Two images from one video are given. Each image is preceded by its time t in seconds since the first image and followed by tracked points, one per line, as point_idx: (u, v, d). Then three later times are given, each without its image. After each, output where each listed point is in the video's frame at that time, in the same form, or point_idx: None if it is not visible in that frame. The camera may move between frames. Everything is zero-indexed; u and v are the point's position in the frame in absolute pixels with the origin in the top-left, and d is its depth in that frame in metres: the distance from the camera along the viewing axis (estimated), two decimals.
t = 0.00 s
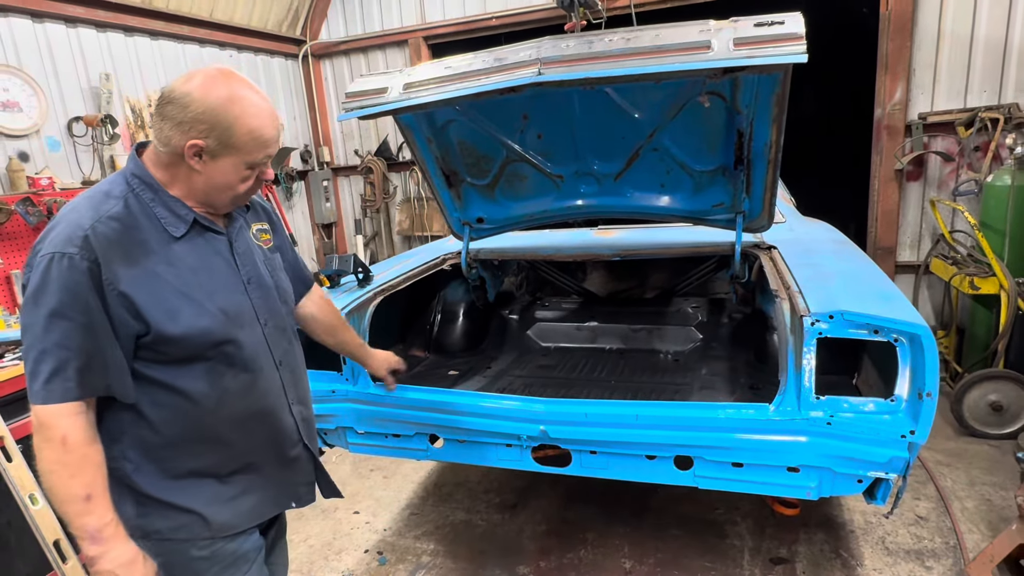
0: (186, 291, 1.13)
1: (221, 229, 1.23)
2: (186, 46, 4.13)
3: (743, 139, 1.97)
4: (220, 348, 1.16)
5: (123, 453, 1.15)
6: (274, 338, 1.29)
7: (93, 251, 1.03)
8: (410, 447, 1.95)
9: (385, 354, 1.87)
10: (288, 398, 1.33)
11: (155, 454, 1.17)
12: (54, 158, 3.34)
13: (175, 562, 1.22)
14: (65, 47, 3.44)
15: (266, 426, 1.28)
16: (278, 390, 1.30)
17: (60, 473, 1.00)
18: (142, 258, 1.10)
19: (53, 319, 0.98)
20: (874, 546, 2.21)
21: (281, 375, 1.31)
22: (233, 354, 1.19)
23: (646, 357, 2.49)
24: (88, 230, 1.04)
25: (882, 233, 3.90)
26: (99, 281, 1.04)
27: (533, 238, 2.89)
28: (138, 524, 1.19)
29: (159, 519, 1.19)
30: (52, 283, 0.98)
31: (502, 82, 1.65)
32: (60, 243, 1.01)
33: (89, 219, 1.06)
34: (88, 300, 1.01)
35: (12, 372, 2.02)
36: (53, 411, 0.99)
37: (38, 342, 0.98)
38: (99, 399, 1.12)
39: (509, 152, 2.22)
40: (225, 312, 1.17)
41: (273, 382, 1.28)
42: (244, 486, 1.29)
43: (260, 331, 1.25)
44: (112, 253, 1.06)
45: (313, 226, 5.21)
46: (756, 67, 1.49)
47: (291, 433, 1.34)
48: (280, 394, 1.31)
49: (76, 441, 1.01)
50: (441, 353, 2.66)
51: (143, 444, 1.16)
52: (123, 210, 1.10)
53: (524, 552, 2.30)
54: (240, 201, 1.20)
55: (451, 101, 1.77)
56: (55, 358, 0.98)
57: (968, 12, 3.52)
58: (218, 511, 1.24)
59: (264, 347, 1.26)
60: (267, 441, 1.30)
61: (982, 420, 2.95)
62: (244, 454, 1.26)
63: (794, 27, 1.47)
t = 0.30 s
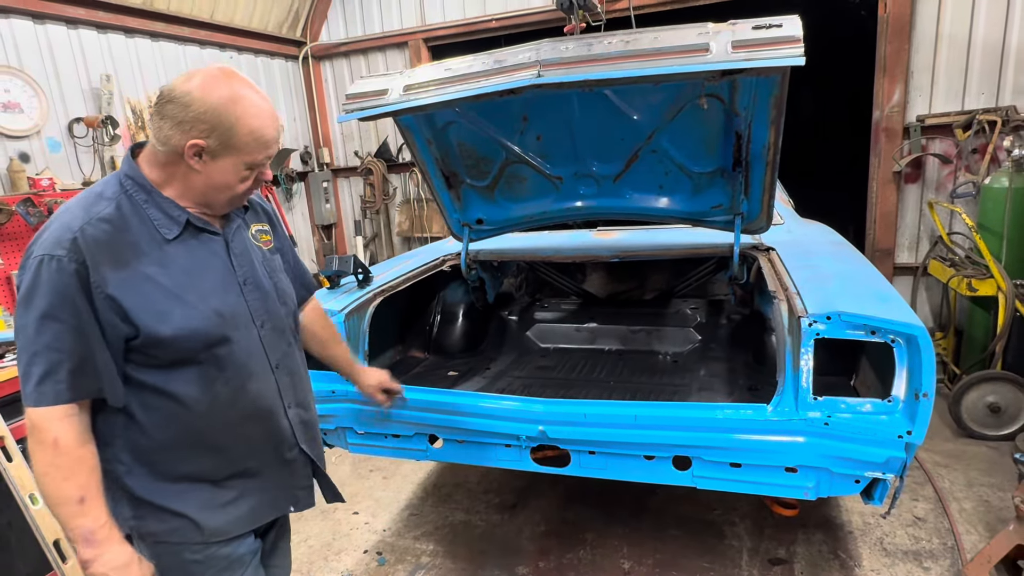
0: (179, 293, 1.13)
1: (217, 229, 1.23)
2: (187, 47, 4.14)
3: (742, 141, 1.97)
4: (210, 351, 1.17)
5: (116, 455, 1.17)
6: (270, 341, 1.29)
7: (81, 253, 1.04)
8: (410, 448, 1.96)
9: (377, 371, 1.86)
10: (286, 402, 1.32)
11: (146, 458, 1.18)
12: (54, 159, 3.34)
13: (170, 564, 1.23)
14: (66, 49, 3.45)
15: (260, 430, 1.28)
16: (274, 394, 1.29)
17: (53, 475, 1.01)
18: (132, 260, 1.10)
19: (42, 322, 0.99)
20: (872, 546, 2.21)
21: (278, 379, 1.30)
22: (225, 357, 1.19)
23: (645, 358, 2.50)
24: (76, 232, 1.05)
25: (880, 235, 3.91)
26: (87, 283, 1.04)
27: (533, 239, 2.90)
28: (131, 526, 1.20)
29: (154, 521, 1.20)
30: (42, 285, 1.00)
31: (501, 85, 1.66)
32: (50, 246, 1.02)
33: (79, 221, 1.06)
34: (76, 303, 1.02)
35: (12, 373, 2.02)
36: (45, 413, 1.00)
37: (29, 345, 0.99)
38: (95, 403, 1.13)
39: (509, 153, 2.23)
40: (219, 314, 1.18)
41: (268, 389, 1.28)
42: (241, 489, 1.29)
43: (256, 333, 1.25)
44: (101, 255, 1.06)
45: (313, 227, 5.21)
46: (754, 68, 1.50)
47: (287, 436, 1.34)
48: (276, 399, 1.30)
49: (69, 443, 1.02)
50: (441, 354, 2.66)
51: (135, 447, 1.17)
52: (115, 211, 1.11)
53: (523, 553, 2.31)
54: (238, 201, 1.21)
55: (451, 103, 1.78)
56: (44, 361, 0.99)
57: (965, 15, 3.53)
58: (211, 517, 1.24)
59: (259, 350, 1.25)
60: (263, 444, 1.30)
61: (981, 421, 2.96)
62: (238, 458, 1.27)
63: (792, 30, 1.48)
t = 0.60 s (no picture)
0: (183, 296, 1.14)
1: (220, 232, 1.24)
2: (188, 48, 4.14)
3: (741, 141, 1.98)
4: (214, 353, 1.18)
5: (114, 455, 1.17)
6: (271, 342, 1.30)
7: (86, 257, 1.03)
8: (409, 446, 1.96)
9: (348, 383, 1.85)
10: (286, 404, 1.34)
11: (145, 458, 1.18)
12: (56, 158, 3.35)
13: (169, 563, 1.24)
14: (68, 49, 3.46)
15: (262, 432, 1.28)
16: (275, 395, 1.30)
17: (44, 480, 1.00)
18: (136, 264, 1.10)
19: (45, 326, 0.99)
20: (871, 546, 2.22)
21: (279, 379, 1.32)
22: (228, 359, 1.20)
23: (644, 358, 2.50)
24: (81, 236, 1.04)
25: (880, 236, 3.92)
26: (92, 287, 1.04)
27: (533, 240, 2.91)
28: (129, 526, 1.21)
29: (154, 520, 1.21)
30: (44, 289, 0.99)
31: (501, 85, 1.67)
32: (54, 248, 1.01)
33: (83, 224, 1.06)
34: (80, 307, 1.01)
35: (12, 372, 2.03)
36: (41, 417, 1.00)
37: (29, 347, 0.99)
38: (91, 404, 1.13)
39: (509, 154, 2.24)
40: (223, 317, 1.18)
41: (269, 388, 1.29)
42: (241, 489, 1.30)
43: (258, 335, 1.26)
44: (107, 259, 1.06)
45: (313, 227, 5.22)
46: (753, 69, 1.51)
47: (288, 437, 1.34)
48: (276, 400, 1.31)
49: (63, 447, 1.02)
50: (441, 354, 2.67)
51: (134, 448, 1.17)
52: (119, 215, 1.10)
53: (522, 552, 2.31)
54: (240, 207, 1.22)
55: (451, 103, 1.78)
56: (45, 365, 0.99)
57: (965, 16, 3.54)
58: (211, 516, 1.25)
59: (261, 351, 1.27)
60: (264, 445, 1.30)
61: (979, 421, 2.96)
62: (239, 459, 1.27)
63: (791, 30, 1.49)
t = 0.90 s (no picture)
0: (180, 284, 1.13)
1: (213, 224, 1.25)
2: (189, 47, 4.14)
3: (742, 142, 1.98)
4: (214, 342, 1.17)
5: (119, 454, 1.16)
6: (266, 333, 1.30)
7: (88, 245, 1.04)
8: (410, 447, 1.96)
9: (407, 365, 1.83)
10: (281, 397, 1.34)
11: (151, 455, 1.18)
12: (58, 159, 3.36)
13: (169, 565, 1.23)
14: (70, 49, 3.46)
15: (258, 424, 1.29)
16: (271, 388, 1.30)
17: (62, 471, 1.00)
18: (136, 251, 1.10)
19: (50, 315, 0.99)
20: (871, 547, 2.22)
21: (275, 370, 1.32)
22: (226, 350, 1.19)
23: (644, 359, 2.51)
24: (82, 224, 1.05)
25: (880, 237, 3.92)
26: (96, 275, 1.05)
27: (533, 240, 2.91)
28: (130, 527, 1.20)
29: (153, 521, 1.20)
30: (48, 279, 1.00)
31: (505, 85, 1.67)
32: (55, 238, 1.02)
33: (83, 213, 1.07)
34: (86, 297, 1.03)
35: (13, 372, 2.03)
36: (51, 409, 1.00)
37: (35, 338, 1.00)
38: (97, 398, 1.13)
39: (510, 154, 2.24)
40: (219, 306, 1.18)
41: (266, 379, 1.29)
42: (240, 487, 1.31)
43: (253, 325, 1.26)
44: (108, 245, 1.07)
45: (314, 227, 5.22)
46: (754, 71, 1.51)
47: (281, 428, 1.35)
48: (272, 392, 1.31)
49: (77, 437, 1.02)
50: (442, 354, 2.67)
51: (139, 446, 1.17)
52: (116, 205, 1.12)
53: (523, 552, 2.31)
54: (228, 185, 1.20)
55: (451, 104, 1.79)
56: (52, 354, 0.99)
57: (966, 17, 3.54)
58: (212, 515, 1.25)
59: (257, 342, 1.26)
60: (263, 439, 1.32)
61: (980, 422, 2.96)
62: (241, 455, 1.28)
63: (792, 32, 1.49)
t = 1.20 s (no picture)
0: (148, 278, 1.11)
1: (193, 218, 1.24)
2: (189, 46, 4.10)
3: (743, 141, 1.98)
4: (183, 337, 1.15)
5: (96, 451, 1.14)
6: (250, 330, 1.29)
7: (53, 238, 1.02)
8: (411, 446, 1.96)
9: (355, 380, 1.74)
10: (264, 395, 1.32)
11: (128, 451, 1.16)
12: (57, 157, 3.36)
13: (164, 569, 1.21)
14: (69, 47, 3.45)
15: (243, 422, 1.28)
16: (253, 387, 1.29)
17: (31, 467, 0.97)
18: (105, 244, 1.08)
19: (16, 309, 0.96)
20: (872, 547, 2.22)
21: (258, 368, 1.30)
22: (196, 349, 1.17)
23: (644, 358, 2.50)
24: (49, 218, 1.03)
25: (881, 236, 3.91)
26: (61, 269, 1.02)
27: (534, 238, 2.91)
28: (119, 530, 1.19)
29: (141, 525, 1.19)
30: (16, 272, 0.97)
31: (505, 84, 1.66)
32: (23, 232, 1.00)
33: (52, 209, 1.05)
34: (48, 288, 0.99)
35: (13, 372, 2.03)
36: (19, 404, 0.97)
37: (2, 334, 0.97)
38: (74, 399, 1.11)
39: (510, 153, 2.24)
40: (191, 300, 1.17)
41: (249, 376, 1.28)
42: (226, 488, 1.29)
43: (234, 322, 1.25)
44: (75, 240, 1.04)
45: (314, 226, 5.19)
46: (756, 70, 1.50)
47: (266, 427, 1.33)
48: (255, 390, 1.29)
49: (47, 432, 0.99)
50: (442, 353, 2.67)
51: (111, 443, 1.15)
52: (88, 199, 1.10)
53: (523, 552, 2.31)
54: (201, 171, 1.18)
55: (451, 102, 1.78)
56: (17, 349, 0.96)
57: (968, 17, 3.53)
58: (200, 516, 1.23)
59: (237, 338, 1.25)
60: (247, 436, 1.29)
61: (981, 422, 2.96)
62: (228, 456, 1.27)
63: (794, 30, 1.48)
